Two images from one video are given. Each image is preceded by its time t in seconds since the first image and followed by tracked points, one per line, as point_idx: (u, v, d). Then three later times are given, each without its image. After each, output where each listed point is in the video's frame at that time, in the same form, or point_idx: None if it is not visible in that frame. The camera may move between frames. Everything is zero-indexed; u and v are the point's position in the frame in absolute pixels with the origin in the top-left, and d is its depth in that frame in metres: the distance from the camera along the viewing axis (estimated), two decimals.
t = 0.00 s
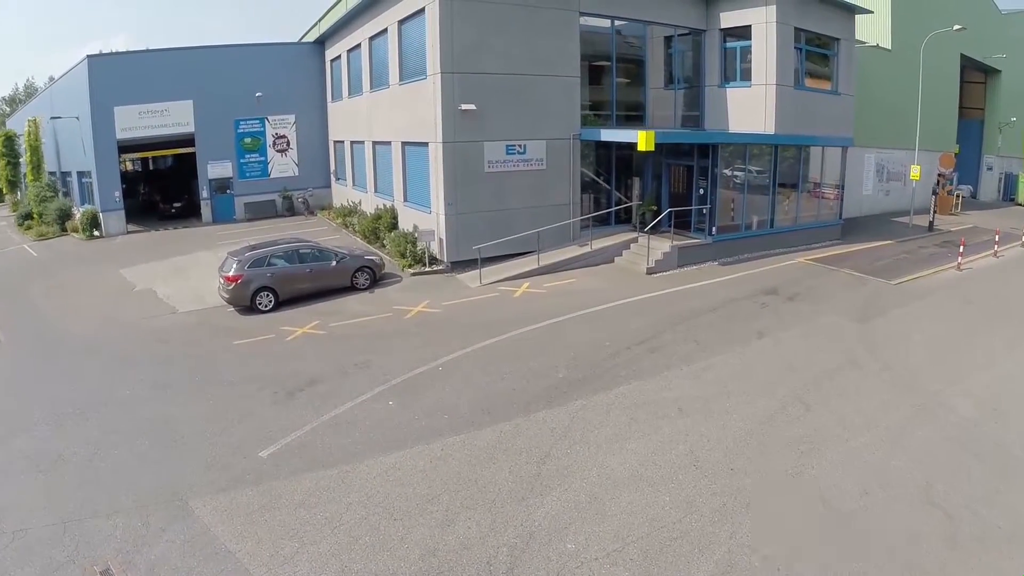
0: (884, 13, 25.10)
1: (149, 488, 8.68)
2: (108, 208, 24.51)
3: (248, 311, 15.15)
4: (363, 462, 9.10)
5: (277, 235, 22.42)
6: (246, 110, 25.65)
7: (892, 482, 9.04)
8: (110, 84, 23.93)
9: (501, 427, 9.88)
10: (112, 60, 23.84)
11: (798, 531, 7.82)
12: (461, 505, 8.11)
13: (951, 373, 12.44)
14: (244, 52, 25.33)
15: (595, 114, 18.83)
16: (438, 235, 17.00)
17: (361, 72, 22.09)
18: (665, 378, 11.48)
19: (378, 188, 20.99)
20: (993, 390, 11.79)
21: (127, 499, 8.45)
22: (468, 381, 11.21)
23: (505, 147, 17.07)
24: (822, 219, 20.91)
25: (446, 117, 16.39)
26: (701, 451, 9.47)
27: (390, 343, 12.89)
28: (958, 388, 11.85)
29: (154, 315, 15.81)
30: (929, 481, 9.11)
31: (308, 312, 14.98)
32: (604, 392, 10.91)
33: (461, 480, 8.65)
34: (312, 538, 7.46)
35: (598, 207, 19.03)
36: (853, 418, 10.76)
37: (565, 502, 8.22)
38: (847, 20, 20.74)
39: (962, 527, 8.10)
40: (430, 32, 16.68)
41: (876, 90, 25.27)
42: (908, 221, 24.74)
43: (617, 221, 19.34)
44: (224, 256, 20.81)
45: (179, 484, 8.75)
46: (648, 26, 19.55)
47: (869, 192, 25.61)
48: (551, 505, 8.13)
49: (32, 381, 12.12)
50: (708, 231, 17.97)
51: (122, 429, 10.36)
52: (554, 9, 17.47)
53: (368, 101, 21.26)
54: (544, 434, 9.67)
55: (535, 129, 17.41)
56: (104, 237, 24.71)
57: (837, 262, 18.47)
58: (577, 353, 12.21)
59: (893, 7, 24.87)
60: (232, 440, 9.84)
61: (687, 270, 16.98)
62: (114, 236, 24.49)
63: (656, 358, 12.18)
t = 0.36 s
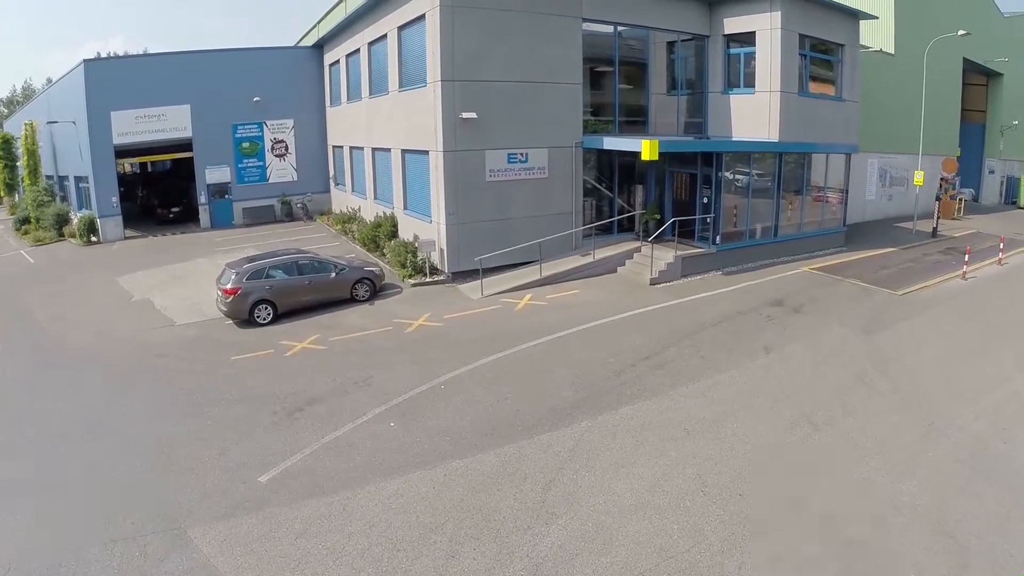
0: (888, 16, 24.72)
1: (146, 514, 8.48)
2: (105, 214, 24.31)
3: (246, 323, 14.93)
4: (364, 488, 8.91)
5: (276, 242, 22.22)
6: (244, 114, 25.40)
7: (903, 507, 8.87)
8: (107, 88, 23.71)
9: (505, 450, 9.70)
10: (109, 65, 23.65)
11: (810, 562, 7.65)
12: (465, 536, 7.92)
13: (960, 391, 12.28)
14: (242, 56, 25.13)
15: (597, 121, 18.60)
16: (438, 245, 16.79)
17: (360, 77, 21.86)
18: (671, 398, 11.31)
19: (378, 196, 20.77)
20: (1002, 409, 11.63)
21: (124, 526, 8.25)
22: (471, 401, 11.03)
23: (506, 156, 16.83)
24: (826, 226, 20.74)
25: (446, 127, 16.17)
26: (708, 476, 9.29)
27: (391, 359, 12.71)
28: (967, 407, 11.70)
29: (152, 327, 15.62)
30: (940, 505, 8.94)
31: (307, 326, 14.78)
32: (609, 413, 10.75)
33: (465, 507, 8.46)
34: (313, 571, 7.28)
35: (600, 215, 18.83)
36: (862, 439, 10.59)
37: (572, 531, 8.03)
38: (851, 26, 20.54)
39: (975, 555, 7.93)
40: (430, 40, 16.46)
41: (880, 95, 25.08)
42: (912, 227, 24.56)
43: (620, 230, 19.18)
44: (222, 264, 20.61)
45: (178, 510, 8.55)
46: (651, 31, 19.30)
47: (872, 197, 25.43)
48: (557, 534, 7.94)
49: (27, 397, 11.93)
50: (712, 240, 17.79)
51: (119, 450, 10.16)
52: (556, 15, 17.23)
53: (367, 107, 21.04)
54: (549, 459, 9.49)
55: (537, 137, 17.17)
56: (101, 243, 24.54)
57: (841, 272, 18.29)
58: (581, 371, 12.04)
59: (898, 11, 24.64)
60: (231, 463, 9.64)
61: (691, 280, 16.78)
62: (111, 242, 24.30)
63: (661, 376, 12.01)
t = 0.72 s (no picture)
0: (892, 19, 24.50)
1: (142, 542, 8.24)
2: (102, 220, 24.06)
3: (245, 336, 14.70)
4: (366, 515, 8.68)
5: (275, 249, 22.00)
6: (242, 119, 25.15)
7: (917, 532, 8.67)
8: (103, 93, 23.41)
9: (510, 474, 9.50)
10: (105, 69, 23.37)
11: None
12: (470, 567, 7.71)
13: (969, 407, 12.11)
14: (240, 60, 24.88)
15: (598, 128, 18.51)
16: (438, 255, 16.57)
17: (359, 81, 21.61)
18: (677, 418, 11.13)
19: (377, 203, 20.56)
20: (1012, 426, 11.46)
21: (119, 555, 8.01)
22: (473, 422, 10.84)
23: (508, 164, 16.59)
24: (829, 234, 20.57)
25: (447, 135, 15.92)
26: (717, 502, 9.09)
27: (392, 375, 12.50)
28: (977, 425, 11.53)
29: (149, 339, 15.41)
30: (954, 530, 8.74)
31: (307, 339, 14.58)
32: (615, 434, 10.57)
33: (469, 536, 8.24)
34: None
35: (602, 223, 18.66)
36: (871, 459, 10.41)
37: (579, 562, 7.81)
38: (856, 30, 20.32)
39: None
40: (430, 48, 16.23)
41: (883, 99, 24.88)
42: (915, 233, 24.39)
43: (622, 238, 18.98)
44: (219, 271, 20.38)
45: (175, 537, 8.31)
46: (653, 36, 19.11)
47: (875, 203, 25.25)
48: (563, 565, 7.72)
49: (23, 416, 11.71)
50: (716, 249, 17.65)
51: (115, 472, 9.93)
52: (558, 21, 16.99)
53: (367, 113, 20.81)
54: (554, 483, 9.28)
55: (539, 145, 16.93)
56: (98, 249, 24.31)
57: (846, 281, 18.12)
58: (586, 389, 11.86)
59: (902, 14, 24.38)
60: (230, 487, 9.41)
61: (695, 290, 16.60)
62: (108, 248, 24.07)
63: (666, 394, 11.83)
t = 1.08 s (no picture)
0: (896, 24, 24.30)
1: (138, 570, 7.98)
2: (99, 225, 23.81)
3: (243, 350, 14.48)
4: (368, 544, 8.44)
5: (273, 257, 21.77)
6: (240, 124, 24.89)
7: (931, 560, 8.44)
8: (99, 97, 23.14)
9: (515, 500, 9.30)
10: (101, 73, 23.08)
11: None
12: None
13: (978, 426, 11.93)
14: (238, 64, 24.62)
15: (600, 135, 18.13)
16: (439, 266, 16.32)
17: (358, 87, 21.36)
18: (684, 439, 10.95)
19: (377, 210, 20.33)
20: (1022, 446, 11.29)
21: None
22: (477, 443, 10.65)
23: (510, 174, 16.35)
24: (833, 242, 20.42)
25: (449, 145, 15.67)
26: (726, 528, 8.86)
27: (394, 393, 12.31)
28: (987, 444, 11.37)
29: (146, 352, 15.19)
30: (969, 557, 8.52)
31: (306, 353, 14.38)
32: (621, 456, 10.38)
33: (473, 566, 7.99)
34: None
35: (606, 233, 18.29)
36: (881, 482, 10.23)
37: None
38: (861, 36, 20.09)
39: None
40: (432, 55, 15.97)
41: (888, 104, 24.67)
42: (918, 239, 24.22)
43: (625, 247, 18.75)
44: (217, 279, 20.15)
45: (171, 566, 8.05)
46: (657, 42, 18.83)
47: (878, 208, 25.07)
48: None
49: (18, 434, 11.50)
50: (721, 259, 17.42)
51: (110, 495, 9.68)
52: (561, 28, 16.77)
53: (366, 119, 20.55)
54: (561, 510, 9.07)
55: (541, 154, 16.70)
56: (95, 255, 24.05)
57: (851, 291, 17.96)
58: (591, 408, 11.69)
59: (906, 18, 24.17)
60: (229, 513, 9.17)
61: (700, 301, 16.41)
62: (105, 254, 23.84)
63: (673, 413, 11.66)
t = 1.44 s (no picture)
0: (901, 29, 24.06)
1: None
2: (95, 232, 23.57)
3: (242, 366, 14.26)
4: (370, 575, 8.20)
5: (272, 265, 21.52)
6: (238, 129, 24.61)
7: None
8: (95, 102, 22.86)
9: (521, 528, 9.09)
10: (97, 78, 22.80)
11: None
12: None
13: (988, 445, 11.75)
14: (236, 69, 24.35)
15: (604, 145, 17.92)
16: (441, 278, 16.07)
17: (357, 93, 21.09)
18: (692, 461, 10.77)
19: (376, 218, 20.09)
20: None
21: None
22: (481, 467, 10.45)
23: (512, 184, 16.08)
24: (837, 251, 20.26)
25: (450, 155, 15.39)
26: (737, 557, 8.62)
27: (396, 412, 12.11)
28: (999, 464, 11.18)
29: (143, 367, 14.97)
30: None
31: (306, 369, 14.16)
32: (628, 481, 10.19)
33: None
34: None
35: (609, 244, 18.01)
36: (893, 505, 10.03)
37: None
38: (867, 42, 19.87)
39: None
40: (433, 64, 15.71)
41: (891, 109, 24.50)
42: (922, 245, 24.05)
43: (629, 257, 18.56)
44: (215, 288, 19.90)
45: None
46: (660, 49, 18.61)
47: (882, 214, 24.88)
48: None
49: (14, 456, 11.28)
50: (725, 270, 17.22)
51: (106, 522, 9.45)
52: (564, 36, 16.53)
53: (365, 126, 20.28)
54: (568, 538, 8.85)
55: (543, 164, 16.45)
56: (91, 262, 23.81)
57: (857, 301, 17.80)
58: (597, 429, 11.50)
59: (910, 22, 23.93)
60: (227, 542, 8.93)
61: (705, 313, 16.22)
62: (102, 262, 23.61)
63: (680, 434, 11.48)
